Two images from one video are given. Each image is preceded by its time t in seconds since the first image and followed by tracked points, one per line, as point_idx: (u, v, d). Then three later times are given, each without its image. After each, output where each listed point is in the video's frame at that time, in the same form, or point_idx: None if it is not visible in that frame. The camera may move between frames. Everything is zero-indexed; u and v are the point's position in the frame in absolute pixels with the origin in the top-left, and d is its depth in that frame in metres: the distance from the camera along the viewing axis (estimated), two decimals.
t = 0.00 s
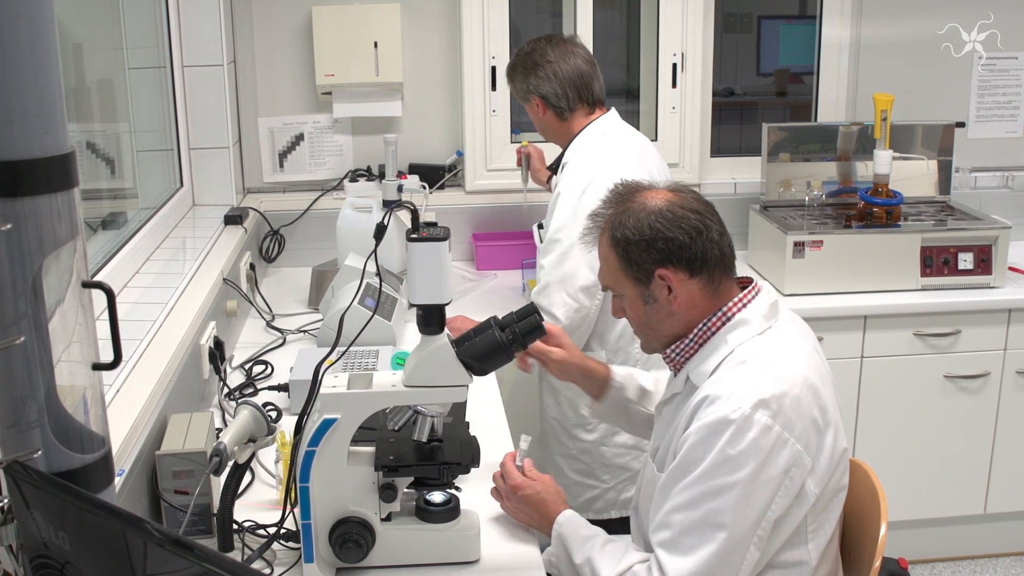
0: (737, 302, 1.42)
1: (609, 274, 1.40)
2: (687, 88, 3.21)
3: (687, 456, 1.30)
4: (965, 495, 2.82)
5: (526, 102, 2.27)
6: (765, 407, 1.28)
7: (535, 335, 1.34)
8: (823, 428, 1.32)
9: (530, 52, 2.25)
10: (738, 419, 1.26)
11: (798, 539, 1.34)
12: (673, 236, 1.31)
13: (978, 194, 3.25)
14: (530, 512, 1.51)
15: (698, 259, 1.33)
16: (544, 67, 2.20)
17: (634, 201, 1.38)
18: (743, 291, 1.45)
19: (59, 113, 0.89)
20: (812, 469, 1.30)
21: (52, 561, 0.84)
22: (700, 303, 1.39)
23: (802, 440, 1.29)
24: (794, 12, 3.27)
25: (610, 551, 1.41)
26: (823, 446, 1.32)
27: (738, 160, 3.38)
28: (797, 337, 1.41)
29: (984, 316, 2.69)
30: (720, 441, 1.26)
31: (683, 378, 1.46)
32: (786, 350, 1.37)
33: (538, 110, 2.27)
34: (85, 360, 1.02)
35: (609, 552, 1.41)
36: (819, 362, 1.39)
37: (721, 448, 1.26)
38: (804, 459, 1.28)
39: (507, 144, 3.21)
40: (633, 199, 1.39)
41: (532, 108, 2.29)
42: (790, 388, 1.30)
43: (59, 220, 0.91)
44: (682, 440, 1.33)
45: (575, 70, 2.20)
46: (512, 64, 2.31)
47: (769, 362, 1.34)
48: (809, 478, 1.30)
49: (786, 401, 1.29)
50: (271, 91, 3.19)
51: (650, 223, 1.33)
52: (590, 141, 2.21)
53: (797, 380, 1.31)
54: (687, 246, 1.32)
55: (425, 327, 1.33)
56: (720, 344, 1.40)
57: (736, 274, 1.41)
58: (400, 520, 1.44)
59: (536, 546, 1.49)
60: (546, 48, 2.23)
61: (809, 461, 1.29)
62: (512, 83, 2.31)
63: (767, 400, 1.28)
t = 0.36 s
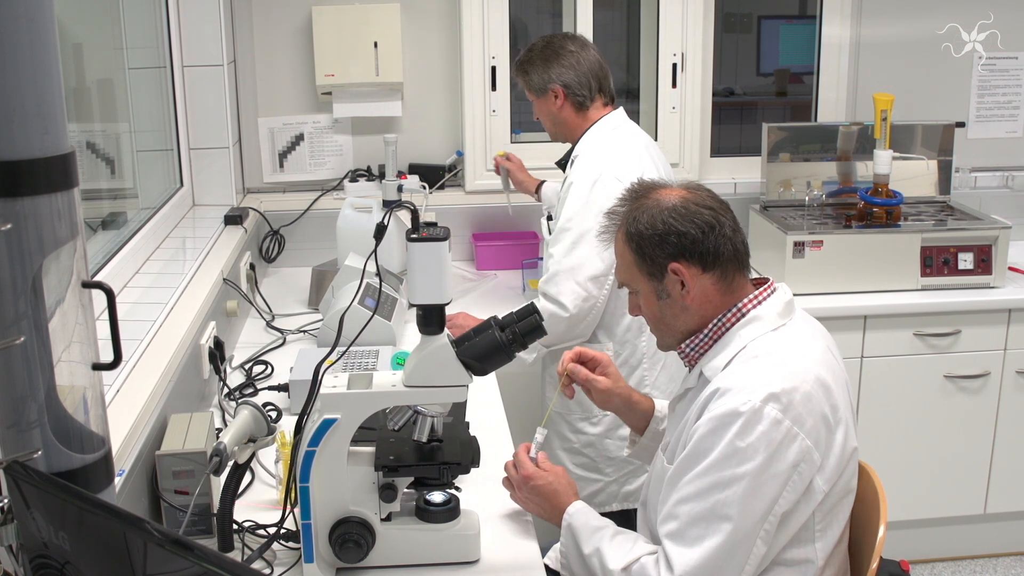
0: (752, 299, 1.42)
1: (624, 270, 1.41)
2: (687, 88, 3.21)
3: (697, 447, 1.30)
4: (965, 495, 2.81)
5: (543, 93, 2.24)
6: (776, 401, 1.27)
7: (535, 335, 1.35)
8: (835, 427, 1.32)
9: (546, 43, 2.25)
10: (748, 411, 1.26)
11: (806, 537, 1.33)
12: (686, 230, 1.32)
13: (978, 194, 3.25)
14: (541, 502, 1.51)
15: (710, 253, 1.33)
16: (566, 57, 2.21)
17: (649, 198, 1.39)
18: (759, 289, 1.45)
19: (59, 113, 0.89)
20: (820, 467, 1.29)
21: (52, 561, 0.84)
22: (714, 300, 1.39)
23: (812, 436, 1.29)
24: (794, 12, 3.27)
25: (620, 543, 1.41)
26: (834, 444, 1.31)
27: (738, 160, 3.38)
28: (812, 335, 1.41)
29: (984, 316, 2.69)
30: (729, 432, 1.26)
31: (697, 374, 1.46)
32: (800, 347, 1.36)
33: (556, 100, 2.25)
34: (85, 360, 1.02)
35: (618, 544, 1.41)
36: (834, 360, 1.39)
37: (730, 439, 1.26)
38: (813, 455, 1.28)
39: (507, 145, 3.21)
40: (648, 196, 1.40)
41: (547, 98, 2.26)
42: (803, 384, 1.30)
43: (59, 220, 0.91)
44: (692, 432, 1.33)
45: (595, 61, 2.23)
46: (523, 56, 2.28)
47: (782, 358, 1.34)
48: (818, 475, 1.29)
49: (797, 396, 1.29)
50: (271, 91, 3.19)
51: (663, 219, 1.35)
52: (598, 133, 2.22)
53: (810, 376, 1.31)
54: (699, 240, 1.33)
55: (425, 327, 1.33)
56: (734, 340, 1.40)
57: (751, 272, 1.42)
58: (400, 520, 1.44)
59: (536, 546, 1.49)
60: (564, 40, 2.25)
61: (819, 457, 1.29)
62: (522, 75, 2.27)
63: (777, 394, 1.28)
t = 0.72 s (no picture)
0: (760, 299, 1.42)
1: (630, 279, 1.41)
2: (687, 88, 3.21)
3: (704, 442, 1.30)
4: (965, 494, 2.81)
5: (550, 90, 2.23)
6: (783, 399, 1.27)
7: (535, 335, 1.35)
8: (840, 428, 1.32)
9: (555, 41, 2.24)
10: (755, 408, 1.26)
11: (809, 537, 1.33)
12: (689, 235, 1.32)
13: (978, 194, 3.25)
14: (538, 477, 1.51)
15: (715, 256, 1.33)
16: (576, 55, 2.20)
17: (648, 206, 1.39)
18: (765, 290, 1.46)
19: (59, 113, 0.89)
20: (824, 467, 1.29)
21: (52, 561, 0.84)
22: (721, 302, 1.39)
23: (817, 436, 1.28)
24: (794, 12, 3.27)
25: (617, 528, 1.40)
26: (838, 445, 1.31)
27: (738, 160, 3.38)
28: (819, 336, 1.41)
29: (984, 316, 2.69)
30: (736, 429, 1.26)
31: (704, 374, 1.46)
32: (807, 347, 1.36)
33: (562, 98, 2.24)
34: (85, 360, 1.02)
35: (616, 528, 1.40)
36: (841, 361, 1.39)
37: (735, 436, 1.26)
38: (817, 455, 1.28)
39: (506, 145, 3.21)
40: (647, 203, 1.40)
41: (553, 95, 2.25)
42: (810, 383, 1.30)
43: (59, 219, 0.91)
44: (699, 428, 1.34)
45: (604, 62, 2.24)
46: (531, 52, 2.27)
47: (788, 357, 1.34)
48: (822, 475, 1.29)
49: (804, 395, 1.29)
50: (271, 92, 3.19)
51: (665, 224, 1.35)
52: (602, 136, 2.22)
53: (818, 376, 1.31)
54: (704, 245, 1.33)
55: (425, 327, 1.33)
56: (741, 340, 1.40)
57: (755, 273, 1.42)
58: (400, 520, 1.44)
59: (536, 546, 1.49)
60: (574, 37, 2.25)
61: (823, 457, 1.29)
62: (528, 70, 2.26)
63: (785, 392, 1.28)
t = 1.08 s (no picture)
0: (762, 298, 1.43)
1: (631, 281, 1.41)
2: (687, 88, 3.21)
3: (706, 438, 1.30)
4: (965, 494, 2.81)
5: (551, 89, 2.22)
6: (785, 396, 1.28)
7: (535, 335, 1.35)
8: (842, 428, 1.32)
9: (558, 40, 2.24)
10: (757, 405, 1.26)
11: (809, 536, 1.33)
12: (688, 237, 1.32)
13: (978, 194, 3.25)
14: (540, 457, 1.52)
15: (714, 257, 1.33)
16: (579, 55, 2.20)
17: (647, 207, 1.40)
18: (769, 289, 1.46)
19: (58, 112, 0.89)
20: (824, 465, 1.29)
21: (52, 561, 0.85)
22: (720, 303, 1.39)
23: (818, 434, 1.29)
24: (794, 12, 3.27)
25: (616, 516, 1.40)
26: (840, 445, 1.31)
27: (738, 160, 3.38)
28: (823, 335, 1.41)
29: (984, 315, 2.69)
30: (737, 425, 1.27)
31: (706, 373, 1.46)
32: (810, 346, 1.36)
33: (563, 98, 2.24)
34: (85, 360, 1.02)
35: (616, 516, 1.40)
36: (844, 361, 1.39)
37: (736, 432, 1.26)
38: (818, 453, 1.28)
39: (506, 145, 3.22)
40: (647, 204, 1.40)
41: (553, 95, 2.24)
42: (812, 381, 1.30)
43: (59, 219, 0.91)
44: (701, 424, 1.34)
45: (606, 63, 2.24)
46: (534, 50, 2.27)
47: (791, 355, 1.34)
48: (822, 473, 1.29)
49: (806, 393, 1.29)
50: (271, 92, 3.19)
51: (664, 225, 1.35)
52: (617, 137, 2.25)
53: (820, 375, 1.31)
54: (702, 246, 1.33)
55: (425, 327, 1.33)
56: (744, 339, 1.41)
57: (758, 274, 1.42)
58: (400, 520, 1.44)
59: (535, 546, 1.49)
60: (578, 37, 2.25)
61: (823, 456, 1.29)
62: (530, 68, 2.25)
63: (787, 389, 1.28)
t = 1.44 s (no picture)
0: (763, 297, 1.43)
1: (630, 280, 1.42)
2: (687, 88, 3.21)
3: (705, 436, 1.30)
4: (965, 494, 2.81)
5: (549, 87, 2.23)
6: (785, 394, 1.28)
7: (535, 335, 1.36)
8: (840, 427, 1.31)
9: (560, 37, 2.24)
10: (757, 403, 1.26)
11: (810, 535, 1.33)
12: (686, 236, 1.33)
13: (977, 194, 3.25)
14: (541, 451, 1.52)
15: (712, 257, 1.33)
16: (579, 53, 2.20)
17: (646, 206, 1.40)
18: (769, 288, 1.46)
19: (58, 112, 0.89)
20: (824, 463, 1.29)
21: (52, 561, 0.85)
22: (720, 302, 1.39)
23: (818, 432, 1.28)
24: (794, 12, 3.27)
25: (616, 513, 1.40)
26: (839, 444, 1.31)
27: (738, 160, 3.38)
28: (823, 334, 1.41)
29: (984, 315, 2.69)
30: (737, 423, 1.27)
31: (706, 372, 1.46)
32: (810, 344, 1.36)
33: (561, 96, 2.24)
34: (85, 360, 1.02)
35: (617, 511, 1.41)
36: (844, 360, 1.39)
37: (736, 429, 1.26)
38: (817, 452, 1.28)
39: (506, 145, 3.22)
40: (647, 203, 1.41)
41: (552, 92, 2.25)
42: (812, 380, 1.30)
43: (59, 219, 0.91)
44: (701, 422, 1.34)
45: (608, 63, 2.23)
46: (536, 47, 2.27)
47: (791, 354, 1.34)
48: (822, 471, 1.29)
49: (806, 391, 1.29)
50: (272, 92, 3.19)
51: (663, 225, 1.35)
52: (605, 135, 2.25)
53: (820, 373, 1.31)
54: (699, 246, 1.33)
55: (425, 327, 1.33)
56: (744, 338, 1.41)
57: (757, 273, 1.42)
58: (400, 520, 1.44)
59: (535, 545, 1.49)
60: (580, 35, 2.24)
61: (823, 454, 1.29)
62: (531, 63, 2.26)
63: (787, 387, 1.28)
